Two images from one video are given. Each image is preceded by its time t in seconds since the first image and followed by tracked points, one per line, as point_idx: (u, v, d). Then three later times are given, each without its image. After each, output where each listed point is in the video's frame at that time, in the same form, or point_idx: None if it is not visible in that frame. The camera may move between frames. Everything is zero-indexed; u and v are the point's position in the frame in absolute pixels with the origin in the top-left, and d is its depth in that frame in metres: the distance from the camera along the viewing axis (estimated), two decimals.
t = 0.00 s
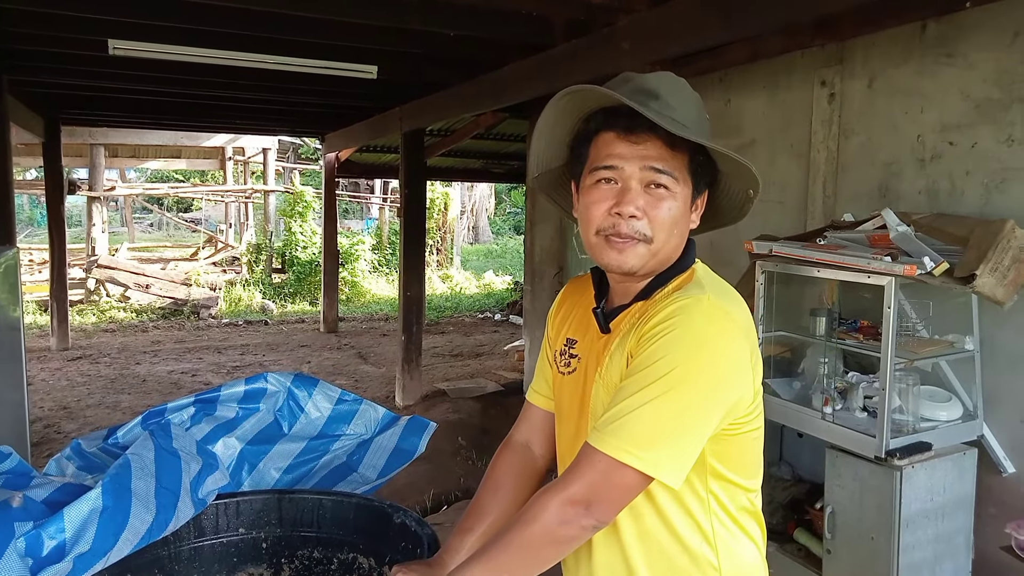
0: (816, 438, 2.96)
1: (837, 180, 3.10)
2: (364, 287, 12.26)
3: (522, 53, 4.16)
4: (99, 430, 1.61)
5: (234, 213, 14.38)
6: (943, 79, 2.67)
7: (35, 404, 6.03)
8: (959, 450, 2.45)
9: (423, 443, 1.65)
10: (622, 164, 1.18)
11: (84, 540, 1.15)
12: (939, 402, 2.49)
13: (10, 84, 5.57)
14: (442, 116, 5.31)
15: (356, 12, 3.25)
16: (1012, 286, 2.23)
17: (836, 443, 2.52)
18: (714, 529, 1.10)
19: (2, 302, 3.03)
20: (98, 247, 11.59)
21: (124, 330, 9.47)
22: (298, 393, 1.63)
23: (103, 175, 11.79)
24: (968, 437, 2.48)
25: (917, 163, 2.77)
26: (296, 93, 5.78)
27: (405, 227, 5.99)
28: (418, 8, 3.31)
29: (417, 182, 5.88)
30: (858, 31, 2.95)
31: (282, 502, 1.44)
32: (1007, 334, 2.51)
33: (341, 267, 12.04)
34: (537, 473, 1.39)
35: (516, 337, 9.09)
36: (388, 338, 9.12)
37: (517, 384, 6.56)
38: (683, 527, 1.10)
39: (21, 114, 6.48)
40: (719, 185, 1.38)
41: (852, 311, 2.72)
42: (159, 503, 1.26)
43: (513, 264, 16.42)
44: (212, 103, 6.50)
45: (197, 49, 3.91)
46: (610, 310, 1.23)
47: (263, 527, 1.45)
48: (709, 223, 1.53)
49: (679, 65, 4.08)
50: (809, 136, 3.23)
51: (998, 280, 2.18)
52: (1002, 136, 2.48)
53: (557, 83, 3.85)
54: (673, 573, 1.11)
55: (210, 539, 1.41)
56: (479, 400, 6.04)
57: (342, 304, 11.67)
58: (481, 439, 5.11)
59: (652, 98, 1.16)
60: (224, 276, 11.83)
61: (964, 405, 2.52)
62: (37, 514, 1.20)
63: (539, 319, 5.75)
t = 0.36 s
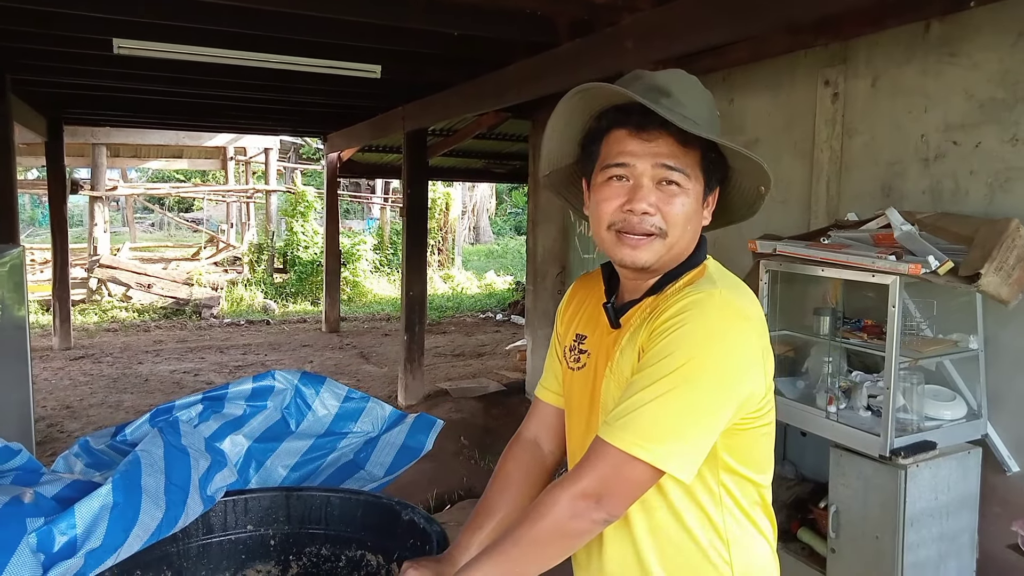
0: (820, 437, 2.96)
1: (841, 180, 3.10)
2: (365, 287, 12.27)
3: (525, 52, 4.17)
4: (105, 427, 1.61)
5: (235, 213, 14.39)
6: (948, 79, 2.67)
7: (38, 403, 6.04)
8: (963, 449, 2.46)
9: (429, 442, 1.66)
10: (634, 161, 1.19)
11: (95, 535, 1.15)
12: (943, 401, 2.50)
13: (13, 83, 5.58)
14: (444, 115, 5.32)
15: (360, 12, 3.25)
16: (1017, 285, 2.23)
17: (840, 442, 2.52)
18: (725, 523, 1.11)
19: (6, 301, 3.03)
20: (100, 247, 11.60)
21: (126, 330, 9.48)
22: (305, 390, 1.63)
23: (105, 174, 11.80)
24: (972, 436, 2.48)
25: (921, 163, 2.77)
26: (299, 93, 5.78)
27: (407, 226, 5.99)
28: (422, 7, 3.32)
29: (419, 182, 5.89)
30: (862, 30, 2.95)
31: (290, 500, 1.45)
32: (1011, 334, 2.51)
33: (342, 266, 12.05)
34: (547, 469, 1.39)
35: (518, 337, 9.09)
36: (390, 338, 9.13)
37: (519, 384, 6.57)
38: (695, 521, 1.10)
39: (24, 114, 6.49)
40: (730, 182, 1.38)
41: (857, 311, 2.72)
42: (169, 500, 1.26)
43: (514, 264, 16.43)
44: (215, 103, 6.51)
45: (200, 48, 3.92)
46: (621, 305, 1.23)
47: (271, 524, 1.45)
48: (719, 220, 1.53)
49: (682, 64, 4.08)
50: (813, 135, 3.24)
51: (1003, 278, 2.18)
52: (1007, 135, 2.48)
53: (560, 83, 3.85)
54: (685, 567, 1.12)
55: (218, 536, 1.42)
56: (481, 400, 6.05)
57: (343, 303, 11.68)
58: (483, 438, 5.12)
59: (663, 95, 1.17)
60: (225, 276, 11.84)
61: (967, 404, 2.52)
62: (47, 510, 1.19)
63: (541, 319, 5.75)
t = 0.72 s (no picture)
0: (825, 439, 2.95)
1: (845, 182, 3.10)
2: (367, 289, 12.27)
3: (527, 55, 4.17)
4: (111, 431, 1.62)
5: (237, 216, 14.41)
6: (952, 81, 2.67)
7: (41, 406, 6.04)
8: (968, 451, 2.45)
9: (434, 446, 1.66)
10: (645, 160, 1.19)
11: (102, 540, 1.15)
12: (947, 403, 2.49)
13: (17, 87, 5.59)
14: (447, 118, 5.33)
15: (364, 15, 3.25)
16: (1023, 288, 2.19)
17: (844, 444, 2.52)
18: (735, 531, 1.11)
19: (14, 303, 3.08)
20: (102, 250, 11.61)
21: (129, 332, 9.48)
22: (310, 394, 1.63)
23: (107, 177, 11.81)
24: (977, 439, 2.48)
25: (925, 165, 2.77)
26: (302, 96, 5.79)
27: (410, 228, 5.99)
28: (425, 10, 3.32)
29: (422, 184, 5.89)
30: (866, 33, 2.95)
31: (296, 503, 1.45)
32: (1016, 336, 2.51)
33: (344, 269, 12.05)
34: (556, 473, 1.39)
35: (520, 339, 9.09)
36: (392, 340, 9.13)
37: (522, 386, 6.56)
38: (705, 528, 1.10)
39: (27, 117, 6.51)
40: (742, 186, 1.38)
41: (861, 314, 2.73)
42: (175, 504, 1.26)
43: (516, 266, 16.43)
44: (218, 106, 6.53)
45: (204, 51, 3.92)
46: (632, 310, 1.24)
47: (277, 527, 1.45)
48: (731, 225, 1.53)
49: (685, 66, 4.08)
50: (816, 137, 3.24)
51: (1008, 281, 2.16)
52: (1012, 137, 2.48)
53: (563, 86, 3.85)
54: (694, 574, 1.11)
55: (224, 539, 1.42)
56: (484, 402, 6.05)
57: (346, 306, 11.68)
58: (486, 441, 5.12)
59: (676, 96, 1.17)
60: (227, 279, 11.85)
61: (972, 407, 2.52)
62: (55, 514, 1.19)
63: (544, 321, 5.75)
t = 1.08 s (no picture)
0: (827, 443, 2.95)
1: (847, 184, 3.10)
2: (369, 291, 12.27)
3: (529, 58, 4.18)
4: (115, 435, 1.62)
5: (238, 218, 14.41)
6: (954, 84, 2.68)
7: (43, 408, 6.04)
8: (971, 455, 2.45)
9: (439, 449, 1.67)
10: (654, 163, 1.20)
11: (107, 544, 1.14)
12: (951, 407, 2.49)
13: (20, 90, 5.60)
14: (449, 120, 5.33)
15: (366, 18, 3.26)
16: None
17: (847, 447, 2.51)
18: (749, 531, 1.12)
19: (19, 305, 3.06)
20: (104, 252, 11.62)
21: (131, 335, 9.49)
22: (314, 397, 1.63)
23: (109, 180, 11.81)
24: (980, 442, 2.48)
25: (928, 168, 2.77)
26: (304, 98, 5.80)
27: (412, 231, 5.99)
28: (428, 13, 3.32)
29: (424, 187, 5.89)
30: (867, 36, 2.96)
31: (300, 507, 1.45)
32: (1019, 339, 2.51)
33: (346, 271, 12.06)
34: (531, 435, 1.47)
35: (521, 342, 9.09)
36: (393, 343, 9.13)
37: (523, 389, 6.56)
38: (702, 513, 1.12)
39: (30, 120, 6.51)
40: (743, 186, 1.40)
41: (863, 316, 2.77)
42: (180, 507, 1.27)
43: (517, 268, 16.44)
44: (220, 108, 6.53)
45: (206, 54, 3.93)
46: (638, 316, 1.25)
47: (281, 531, 1.45)
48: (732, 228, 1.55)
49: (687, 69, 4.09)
50: (818, 140, 3.24)
51: (1011, 284, 2.16)
52: (1014, 140, 2.48)
53: (566, 89, 3.85)
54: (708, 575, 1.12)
55: (228, 544, 1.42)
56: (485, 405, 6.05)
57: (347, 308, 11.70)
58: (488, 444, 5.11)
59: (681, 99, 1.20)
60: (229, 281, 11.85)
61: (975, 410, 2.52)
62: (60, 518, 1.20)
63: (546, 323, 5.75)
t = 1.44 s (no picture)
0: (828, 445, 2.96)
1: (848, 186, 3.11)
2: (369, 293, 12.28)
3: (530, 60, 4.19)
4: (119, 437, 1.63)
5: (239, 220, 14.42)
6: (954, 86, 2.68)
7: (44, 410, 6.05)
8: (972, 456, 2.45)
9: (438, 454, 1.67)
10: (673, 164, 1.21)
11: (112, 545, 1.15)
12: (951, 408, 2.50)
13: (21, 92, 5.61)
14: (450, 122, 5.34)
15: (368, 21, 3.27)
16: None
17: (847, 449, 2.52)
18: (747, 532, 1.14)
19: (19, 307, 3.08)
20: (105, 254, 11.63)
21: (131, 336, 9.50)
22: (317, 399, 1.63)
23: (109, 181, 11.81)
24: (980, 443, 2.49)
25: (928, 170, 2.78)
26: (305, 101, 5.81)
27: (412, 232, 5.99)
28: (428, 16, 3.33)
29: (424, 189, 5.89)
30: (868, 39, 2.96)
31: (303, 508, 1.45)
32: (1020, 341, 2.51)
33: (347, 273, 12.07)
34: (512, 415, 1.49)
35: (522, 343, 9.10)
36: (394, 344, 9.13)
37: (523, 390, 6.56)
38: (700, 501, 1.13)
39: (31, 121, 6.52)
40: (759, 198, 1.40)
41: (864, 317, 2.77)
42: (184, 509, 1.26)
43: (518, 270, 16.45)
44: (221, 110, 6.54)
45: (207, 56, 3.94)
46: (645, 315, 1.27)
47: (284, 533, 1.45)
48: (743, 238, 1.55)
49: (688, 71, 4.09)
50: (819, 142, 3.25)
51: (1012, 286, 2.17)
52: (1014, 142, 2.49)
53: (566, 91, 3.86)
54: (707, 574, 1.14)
55: (231, 545, 1.42)
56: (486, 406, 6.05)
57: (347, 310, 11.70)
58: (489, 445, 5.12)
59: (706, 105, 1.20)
60: (229, 282, 11.85)
61: (976, 412, 2.52)
62: (64, 519, 1.20)
63: (547, 325, 5.76)
